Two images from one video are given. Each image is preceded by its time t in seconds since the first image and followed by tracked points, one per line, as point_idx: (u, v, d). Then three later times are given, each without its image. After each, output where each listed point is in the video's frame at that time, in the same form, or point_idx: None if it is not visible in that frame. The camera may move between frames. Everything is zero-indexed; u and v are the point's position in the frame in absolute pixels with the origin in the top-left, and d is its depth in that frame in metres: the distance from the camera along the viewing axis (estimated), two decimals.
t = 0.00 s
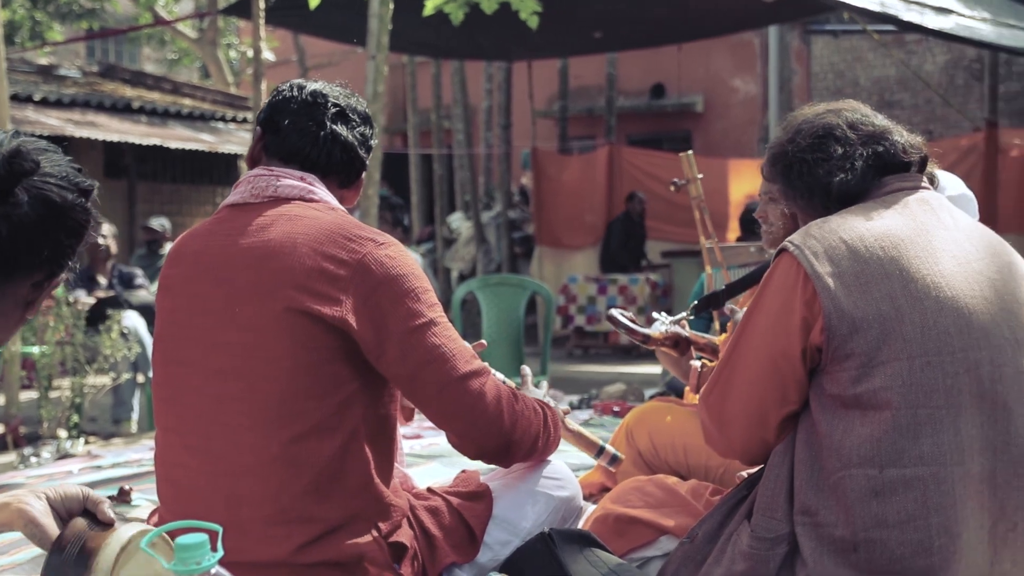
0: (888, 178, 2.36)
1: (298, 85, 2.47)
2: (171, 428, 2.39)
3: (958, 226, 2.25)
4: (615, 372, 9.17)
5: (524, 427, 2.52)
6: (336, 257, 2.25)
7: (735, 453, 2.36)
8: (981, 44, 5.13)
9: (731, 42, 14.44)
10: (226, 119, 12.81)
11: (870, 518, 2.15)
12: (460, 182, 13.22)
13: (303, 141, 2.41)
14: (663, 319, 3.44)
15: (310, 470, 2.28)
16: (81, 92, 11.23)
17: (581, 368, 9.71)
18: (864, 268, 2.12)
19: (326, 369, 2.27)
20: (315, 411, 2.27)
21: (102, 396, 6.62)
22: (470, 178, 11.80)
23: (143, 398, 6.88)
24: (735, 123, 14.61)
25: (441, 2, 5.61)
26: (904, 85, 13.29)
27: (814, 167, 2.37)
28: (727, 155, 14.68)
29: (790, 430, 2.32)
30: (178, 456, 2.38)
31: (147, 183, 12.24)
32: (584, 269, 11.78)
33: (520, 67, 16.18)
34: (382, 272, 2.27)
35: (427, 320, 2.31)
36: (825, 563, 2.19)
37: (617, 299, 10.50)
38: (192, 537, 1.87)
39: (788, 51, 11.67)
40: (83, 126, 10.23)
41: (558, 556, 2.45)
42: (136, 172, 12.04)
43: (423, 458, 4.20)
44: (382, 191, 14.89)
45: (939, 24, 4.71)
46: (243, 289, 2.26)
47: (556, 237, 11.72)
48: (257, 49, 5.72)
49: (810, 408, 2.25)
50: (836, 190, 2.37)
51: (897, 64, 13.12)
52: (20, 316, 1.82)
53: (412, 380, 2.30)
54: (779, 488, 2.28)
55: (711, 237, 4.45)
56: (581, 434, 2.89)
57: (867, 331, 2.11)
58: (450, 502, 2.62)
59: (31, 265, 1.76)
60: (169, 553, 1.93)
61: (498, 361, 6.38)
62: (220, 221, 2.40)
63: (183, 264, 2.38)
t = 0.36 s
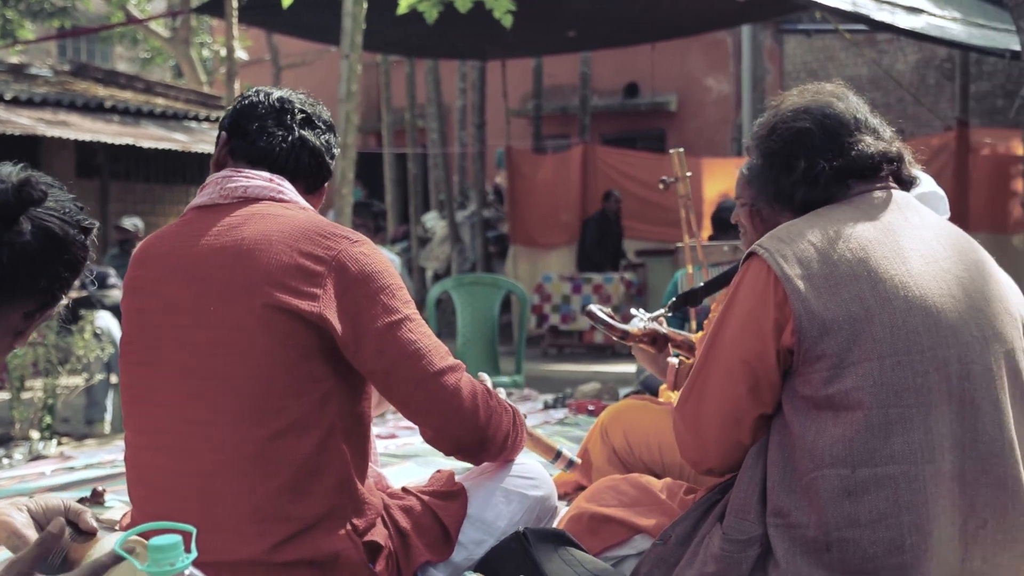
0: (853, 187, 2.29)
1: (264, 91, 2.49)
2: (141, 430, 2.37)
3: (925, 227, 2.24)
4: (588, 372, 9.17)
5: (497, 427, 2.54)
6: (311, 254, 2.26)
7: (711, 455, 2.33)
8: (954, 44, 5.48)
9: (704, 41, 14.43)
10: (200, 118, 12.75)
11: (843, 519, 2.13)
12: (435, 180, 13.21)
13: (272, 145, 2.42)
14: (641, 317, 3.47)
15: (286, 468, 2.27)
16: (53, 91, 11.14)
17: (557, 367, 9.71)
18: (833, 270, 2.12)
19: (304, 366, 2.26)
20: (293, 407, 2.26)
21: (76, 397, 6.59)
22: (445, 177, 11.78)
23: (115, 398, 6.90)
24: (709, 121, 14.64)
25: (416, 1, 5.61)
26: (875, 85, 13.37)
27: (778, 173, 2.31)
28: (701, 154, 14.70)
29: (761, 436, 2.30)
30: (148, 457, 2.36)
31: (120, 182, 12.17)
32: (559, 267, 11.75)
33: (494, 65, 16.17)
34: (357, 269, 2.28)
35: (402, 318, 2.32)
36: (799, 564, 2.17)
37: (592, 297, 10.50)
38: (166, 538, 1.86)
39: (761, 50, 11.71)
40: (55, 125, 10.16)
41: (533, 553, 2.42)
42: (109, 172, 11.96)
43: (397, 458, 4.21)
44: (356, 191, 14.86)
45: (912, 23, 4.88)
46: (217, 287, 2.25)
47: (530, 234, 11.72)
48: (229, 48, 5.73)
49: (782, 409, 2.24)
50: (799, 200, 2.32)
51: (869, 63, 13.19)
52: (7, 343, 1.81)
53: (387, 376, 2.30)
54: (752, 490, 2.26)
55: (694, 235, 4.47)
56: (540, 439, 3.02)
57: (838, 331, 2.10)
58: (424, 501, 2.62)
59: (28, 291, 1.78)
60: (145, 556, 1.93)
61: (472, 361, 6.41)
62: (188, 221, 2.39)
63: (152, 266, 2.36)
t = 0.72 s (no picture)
0: (818, 190, 2.30)
1: (247, 84, 2.45)
2: (116, 433, 2.37)
3: (896, 227, 2.25)
4: (566, 372, 9.18)
5: (474, 433, 2.53)
6: (289, 260, 2.24)
7: (686, 461, 2.31)
8: (927, 41, 5.63)
9: (681, 41, 14.41)
10: (177, 119, 12.69)
11: (819, 520, 2.14)
12: (414, 181, 13.18)
13: (254, 141, 2.40)
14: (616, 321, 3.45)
15: (262, 476, 2.27)
16: (28, 92, 11.04)
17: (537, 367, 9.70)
18: (804, 274, 2.12)
19: (278, 373, 2.26)
20: (270, 416, 2.26)
21: (52, 399, 6.54)
22: (424, 177, 11.74)
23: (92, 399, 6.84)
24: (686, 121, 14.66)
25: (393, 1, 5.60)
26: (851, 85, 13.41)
27: (750, 173, 2.31)
28: (679, 154, 14.69)
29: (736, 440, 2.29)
30: (124, 459, 2.36)
31: (97, 183, 12.10)
32: (539, 268, 11.67)
33: (472, 65, 16.13)
34: (337, 276, 2.26)
35: (382, 325, 2.31)
36: (775, 566, 2.17)
37: (570, 298, 10.46)
38: (143, 540, 1.86)
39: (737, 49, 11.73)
40: (31, 126, 10.08)
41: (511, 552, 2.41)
42: (85, 173, 11.89)
43: (377, 458, 4.22)
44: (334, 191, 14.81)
45: (886, 22, 4.97)
46: (194, 293, 2.24)
47: (509, 235, 11.58)
48: (207, 48, 5.72)
49: (756, 413, 2.24)
50: (767, 202, 2.32)
51: (845, 63, 13.24)
52: None
53: (366, 385, 2.30)
54: (728, 494, 2.25)
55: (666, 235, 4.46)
56: (521, 430, 2.98)
57: (811, 336, 2.11)
58: (402, 503, 2.62)
59: None
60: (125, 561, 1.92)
61: (450, 362, 6.40)
62: (166, 220, 2.37)
63: (127, 267, 2.35)
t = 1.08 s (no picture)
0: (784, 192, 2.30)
1: (230, 79, 2.43)
2: (91, 432, 2.35)
3: (864, 227, 2.26)
4: (546, 372, 9.19)
5: (454, 439, 2.51)
6: (265, 263, 2.22)
7: (662, 465, 2.31)
8: (907, 44, 5.70)
9: (662, 41, 14.42)
10: (156, 117, 12.63)
11: (794, 523, 2.15)
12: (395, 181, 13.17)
13: (235, 138, 2.39)
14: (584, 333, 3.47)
15: (238, 482, 2.26)
16: (7, 89, 10.97)
17: (517, 367, 9.70)
18: (771, 278, 2.13)
19: (254, 378, 2.25)
20: (246, 420, 2.25)
21: (29, 399, 6.51)
22: (405, 177, 11.71)
23: (71, 399, 6.80)
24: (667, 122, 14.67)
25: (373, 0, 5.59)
26: (830, 86, 13.44)
27: (719, 174, 2.30)
28: (659, 154, 14.67)
29: (712, 443, 2.30)
30: (98, 458, 2.34)
31: (75, 182, 12.05)
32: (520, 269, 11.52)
33: (453, 65, 16.11)
34: (315, 280, 2.24)
35: (360, 329, 2.29)
36: (753, 569, 2.17)
37: (551, 297, 10.43)
38: (117, 539, 1.85)
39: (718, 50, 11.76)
40: (9, 124, 10.02)
41: (490, 552, 2.41)
42: (64, 171, 11.84)
43: (356, 458, 4.22)
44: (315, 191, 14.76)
45: (865, 23, 5.07)
46: (171, 296, 2.23)
47: (491, 234, 11.43)
48: (185, 48, 5.72)
49: (730, 417, 2.24)
50: (734, 204, 2.32)
51: (825, 64, 13.27)
52: None
53: (343, 390, 2.29)
54: (704, 497, 2.26)
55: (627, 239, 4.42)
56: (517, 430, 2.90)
57: (781, 340, 2.11)
58: (381, 504, 2.61)
59: None
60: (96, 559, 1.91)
61: (431, 362, 6.38)
62: (147, 217, 2.36)
63: (105, 265, 2.33)
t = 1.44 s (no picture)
0: (770, 187, 2.31)
1: (205, 76, 2.42)
2: (67, 431, 2.34)
3: (837, 226, 2.27)
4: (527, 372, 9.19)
5: (432, 436, 2.50)
6: (241, 260, 2.21)
7: (637, 465, 2.32)
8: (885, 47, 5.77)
9: (642, 41, 14.39)
10: (134, 116, 12.57)
11: (769, 521, 2.16)
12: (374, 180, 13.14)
13: (211, 135, 2.37)
14: (549, 342, 3.55)
15: (213, 480, 2.25)
16: None
17: (496, 367, 9.68)
18: (746, 278, 2.13)
19: (230, 377, 2.25)
20: (221, 418, 2.24)
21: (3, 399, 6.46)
22: (383, 176, 11.69)
23: (46, 399, 6.77)
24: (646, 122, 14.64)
25: None
26: (808, 87, 13.45)
27: (723, 159, 2.28)
28: (638, 154, 14.64)
29: (687, 442, 2.30)
30: (74, 456, 2.33)
31: (51, 180, 11.96)
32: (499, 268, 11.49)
33: (433, 64, 16.05)
34: (291, 278, 2.23)
35: (337, 327, 2.28)
36: (728, 568, 2.19)
37: (530, 297, 10.38)
38: (90, 539, 1.85)
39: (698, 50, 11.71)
40: None
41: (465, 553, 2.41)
42: (40, 170, 11.75)
43: (333, 458, 4.21)
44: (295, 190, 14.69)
45: (843, 26, 5.19)
46: (148, 293, 2.22)
47: (469, 234, 11.42)
48: (163, 45, 5.70)
49: (705, 416, 2.25)
50: (731, 193, 2.30)
51: (804, 66, 13.26)
52: None
53: (321, 388, 2.28)
54: (679, 496, 2.27)
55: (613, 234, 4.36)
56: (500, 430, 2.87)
57: (754, 339, 2.12)
58: (358, 503, 2.60)
59: None
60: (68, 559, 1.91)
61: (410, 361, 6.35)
62: (125, 216, 2.35)
63: (83, 263, 2.32)
